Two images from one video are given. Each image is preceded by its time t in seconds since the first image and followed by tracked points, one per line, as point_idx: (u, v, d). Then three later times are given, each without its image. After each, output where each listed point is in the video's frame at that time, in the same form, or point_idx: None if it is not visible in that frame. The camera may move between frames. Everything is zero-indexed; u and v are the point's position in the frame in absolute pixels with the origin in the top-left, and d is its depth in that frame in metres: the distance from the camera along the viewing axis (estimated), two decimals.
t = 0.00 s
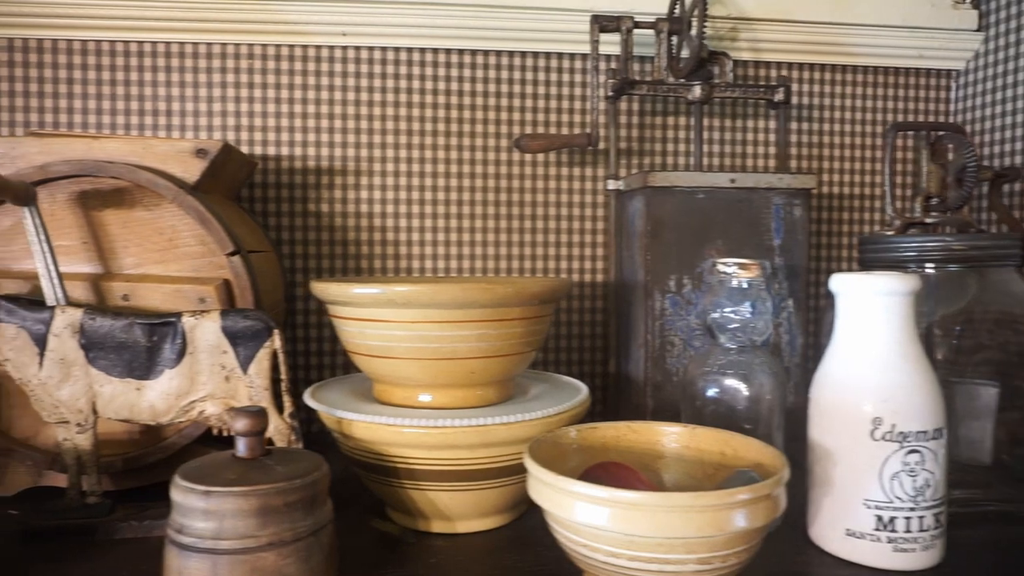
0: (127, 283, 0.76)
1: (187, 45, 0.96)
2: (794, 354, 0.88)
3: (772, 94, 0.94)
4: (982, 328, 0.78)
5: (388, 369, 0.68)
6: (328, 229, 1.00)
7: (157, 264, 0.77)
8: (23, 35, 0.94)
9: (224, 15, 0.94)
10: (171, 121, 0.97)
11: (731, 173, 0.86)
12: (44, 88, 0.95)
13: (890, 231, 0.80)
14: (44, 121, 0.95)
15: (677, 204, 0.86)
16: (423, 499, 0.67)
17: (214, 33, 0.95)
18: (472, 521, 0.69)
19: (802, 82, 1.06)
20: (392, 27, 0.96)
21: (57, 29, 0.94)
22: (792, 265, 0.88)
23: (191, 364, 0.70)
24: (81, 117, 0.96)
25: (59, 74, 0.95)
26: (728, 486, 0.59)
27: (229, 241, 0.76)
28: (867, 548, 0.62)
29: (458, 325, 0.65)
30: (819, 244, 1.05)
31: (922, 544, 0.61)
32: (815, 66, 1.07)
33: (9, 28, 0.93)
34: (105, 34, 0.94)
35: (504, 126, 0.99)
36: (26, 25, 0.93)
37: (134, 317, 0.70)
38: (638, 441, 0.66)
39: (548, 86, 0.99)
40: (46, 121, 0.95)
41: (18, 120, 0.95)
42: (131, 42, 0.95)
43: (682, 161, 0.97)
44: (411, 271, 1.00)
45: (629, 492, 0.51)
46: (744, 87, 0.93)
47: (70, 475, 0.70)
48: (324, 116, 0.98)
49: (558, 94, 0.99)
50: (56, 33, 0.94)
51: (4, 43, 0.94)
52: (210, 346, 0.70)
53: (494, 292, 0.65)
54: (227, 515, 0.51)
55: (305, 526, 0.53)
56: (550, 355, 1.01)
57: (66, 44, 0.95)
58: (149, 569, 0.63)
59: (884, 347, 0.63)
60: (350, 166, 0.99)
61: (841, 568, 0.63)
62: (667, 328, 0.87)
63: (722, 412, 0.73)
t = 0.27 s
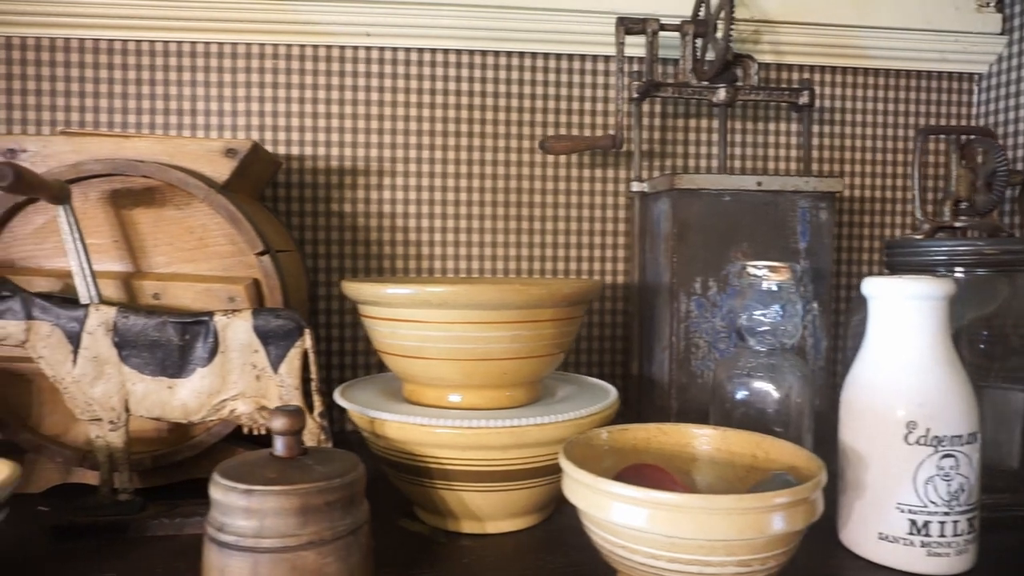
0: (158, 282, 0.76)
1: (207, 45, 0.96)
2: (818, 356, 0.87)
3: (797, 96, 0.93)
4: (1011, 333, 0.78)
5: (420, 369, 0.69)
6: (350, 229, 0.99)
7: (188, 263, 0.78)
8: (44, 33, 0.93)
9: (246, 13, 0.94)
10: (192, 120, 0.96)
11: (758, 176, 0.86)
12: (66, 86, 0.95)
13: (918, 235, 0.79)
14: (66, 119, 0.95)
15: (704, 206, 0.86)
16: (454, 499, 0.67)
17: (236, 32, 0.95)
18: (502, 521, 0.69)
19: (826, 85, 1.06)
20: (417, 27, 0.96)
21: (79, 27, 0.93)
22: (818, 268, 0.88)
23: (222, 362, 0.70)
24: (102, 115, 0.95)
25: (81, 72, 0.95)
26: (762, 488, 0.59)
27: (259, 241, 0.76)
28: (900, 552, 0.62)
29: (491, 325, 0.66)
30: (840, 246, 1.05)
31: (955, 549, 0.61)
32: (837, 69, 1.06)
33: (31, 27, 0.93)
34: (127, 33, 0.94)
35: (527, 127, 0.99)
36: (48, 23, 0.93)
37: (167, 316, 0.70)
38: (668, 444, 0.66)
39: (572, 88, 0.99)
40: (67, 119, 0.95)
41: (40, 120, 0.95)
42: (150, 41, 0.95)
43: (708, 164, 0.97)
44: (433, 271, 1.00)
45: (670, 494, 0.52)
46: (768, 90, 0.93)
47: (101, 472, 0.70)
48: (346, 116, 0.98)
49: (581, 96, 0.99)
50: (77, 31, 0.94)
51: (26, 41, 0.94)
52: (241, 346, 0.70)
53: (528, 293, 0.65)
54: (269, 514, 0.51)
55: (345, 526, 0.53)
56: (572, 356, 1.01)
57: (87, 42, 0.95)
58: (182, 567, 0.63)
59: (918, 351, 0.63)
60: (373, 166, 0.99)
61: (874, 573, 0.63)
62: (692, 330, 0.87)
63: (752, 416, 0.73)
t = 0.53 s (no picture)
0: (190, 282, 0.76)
1: (230, 45, 0.94)
2: (846, 357, 0.86)
3: (823, 97, 0.93)
4: None
5: (454, 370, 0.69)
6: (374, 229, 0.98)
7: (218, 263, 0.78)
8: (62, 34, 0.91)
9: (272, 15, 0.92)
10: (214, 121, 0.94)
11: (785, 177, 0.85)
12: (84, 87, 0.92)
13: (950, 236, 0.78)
14: (85, 121, 0.92)
15: (732, 207, 0.86)
16: (488, 499, 0.67)
17: (260, 34, 0.93)
18: (534, 521, 0.70)
19: (850, 85, 1.05)
20: (443, 27, 0.95)
21: (99, 29, 0.91)
22: (845, 269, 0.88)
23: (255, 362, 0.70)
24: (123, 117, 0.92)
25: (100, 74, 0.92)
26: (799, 489, 0.59)
27: (289, 241, 0.76)
28: (937, 555, 0.61)
29: (526, 326, 0.66)
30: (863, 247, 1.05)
31: (994, 551, 0.61)
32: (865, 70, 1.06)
33: (48, 28, 0.90)
34: (147, 34, 0.91)
35: (550, 128, 0.99)
36: (67, 24, 0.90)
37: (200, 316, 0.70)
38: (701, 445, 0.66)
39: (596, 89, 0.99)
40: (87, 121, 0.92)
41: (58, 121, 0.92)
42: (170, 41, 0.92)
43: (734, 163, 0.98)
44: (457, 271, 1.00)
45: (711, 494, 0.52)
46: (794, 90, 0.93)
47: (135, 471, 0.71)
48: (370, 116, 0.97)
49: (605, 96, 0.99)
50: (96, 32, 0.91)
51: (43, 42, 0.91)
52: (274, 345, 0.70)
53: (563, 294, 0.65)
54: (311, 514, 0.51)
55: (386, 526, 0.53)
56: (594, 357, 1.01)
57: (106, 43, 0.92)
58: (218, 566, 0.63)
59: (956, 352, 0.63)
60: (397, 167, 0.98)
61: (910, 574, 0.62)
62: (719, 330, 0.87)
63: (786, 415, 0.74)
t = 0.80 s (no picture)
0: (223, 275, 0.76)
1: (258, 39, 0.93)
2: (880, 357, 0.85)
3: (858, 94, 0.92)
4: None
5: (491, 366, 0.69)
6: (401, 225, 0.98)
7: (251, 256, 0.78)
8: (92, 27, 0.90)
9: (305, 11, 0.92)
10: (243, 114, 0.94)
11: (822, 174, 0.84)
12: (114, 80, 0.91)
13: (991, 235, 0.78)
14: (114, 114, 0.92)
15: (766, 205, 0.85)
16: (524, 497, 0.67)
17: (290, 27, 0.93)
18: (569, 519, 0.69)
19: (886, 85, 1.03)
20: (472, 22, 0.95)
21: (129, 22, 0.90)
22: (881, 269, 0.86)
23: (289, 357, 0.70)
24: (151, 110, 0.92)
25: (130, 67, 0.92)
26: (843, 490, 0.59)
27: (322, 235, 0.76)
28: (982, 559, 0.60)
29: (565, 323, 0.65)
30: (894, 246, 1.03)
31: None
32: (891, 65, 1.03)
33: (80, 20, 0.90)
34: (177, 28, 0.91)
35: (580, 124, 0.98)
36: (98, 16, 0.90)
37: (235, 309, 0.70)
38: (739, 444, 0.66)
39: (627, 85, 0.98)
40: (116, 114, 0.92)
41: (88, 114, 0.91)
42: (199, 35, 0.92)
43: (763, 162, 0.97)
44: (483, 268, 0.99)
45: (760, 494, 0.51)
46: (828, 87, 0.92)
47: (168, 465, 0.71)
48: (400, 111, 0.96)
49: (635, 92, 0.98)
50: (127, 25, 0.90)
51: (72, 35, 0.91)
52: (308, 340, 0.70)
53: (603, 291, 0.65)
54: (354, 510, 0.51)
55: (428, 522, 0.53)
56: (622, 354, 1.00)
57: (136, 36, 0.91)
58: (254, 560, 0.63)
59: (1004, 353, 0.62)
60: (424, 162, 0.98)
61: None
62: (752, 329, 0.86)
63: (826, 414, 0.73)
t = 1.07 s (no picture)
0: (254, 272, 0.76)
1: (284, 34, 0.93)
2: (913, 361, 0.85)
3: (891, 93, 0.91)
4: None
5: (526, 366, 0.68)
6: (427, 222, 0.97)
7: (282, 253, 0.78)
8: (121, 22, 0.90)
9: (332, 7, 0.92)
10: (269, 110, 0.93)
11: (856, 174, 0.83)
12: (141, 75, 0.91)
13: None
14: (141, 110, 0.92)
15: (800, 204, 0.84)
16: (558, 497, 0.66)
17: (317, 23, 0.92)
18: (603, 521, 0.68)
19: (918, 82, 1.02)
20: (501, 18, 0.94)
21: (157, 17, 0.90)
22: (916, 269, 0.85)
23: (322, 354, 0.69)
24: (177, 105, 0.92)
25: (158, 62, 0.91)
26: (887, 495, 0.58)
27: (354, 232, 0.75)
28: None
29: (603, 322, 0.65)
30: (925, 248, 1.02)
31: None
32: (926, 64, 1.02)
33: (108, 15, 0.90)
34: (205, 23, 0.91)
35: (607, 122, 0.98)
36: (126, 11, 0.89)
37: (267, 306, 0.69)
38: (777, 445, 0.65)
39: (655, 83, 0.97)
40: (144, 109, 0.91)
41: (115, 109, 0.91)
42: (226, 31, 0.92)
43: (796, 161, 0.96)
44: (508, 266, 0.99)
45: (808, 499, 0.50)
46: (861, 86, 0.91)
47: (199, 461, 0.70)
48: (426, 108, 0.96)
49: (662, 90, 0.97)
50: (154, 20, 0.90)
51: (100, 30, 0.90)
52: (341, 337, 0.69)
53: (641, 291, 0.64)
54: (396, 509, 0.50)
55: (469, 523, 0.52)
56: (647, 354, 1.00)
57: (164, 32, 0.91)
58: (288, 558, 0.63)
59: None
60: (450, 159, 0.97)
61: None
62: (784, 330, 0.85)
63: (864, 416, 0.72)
